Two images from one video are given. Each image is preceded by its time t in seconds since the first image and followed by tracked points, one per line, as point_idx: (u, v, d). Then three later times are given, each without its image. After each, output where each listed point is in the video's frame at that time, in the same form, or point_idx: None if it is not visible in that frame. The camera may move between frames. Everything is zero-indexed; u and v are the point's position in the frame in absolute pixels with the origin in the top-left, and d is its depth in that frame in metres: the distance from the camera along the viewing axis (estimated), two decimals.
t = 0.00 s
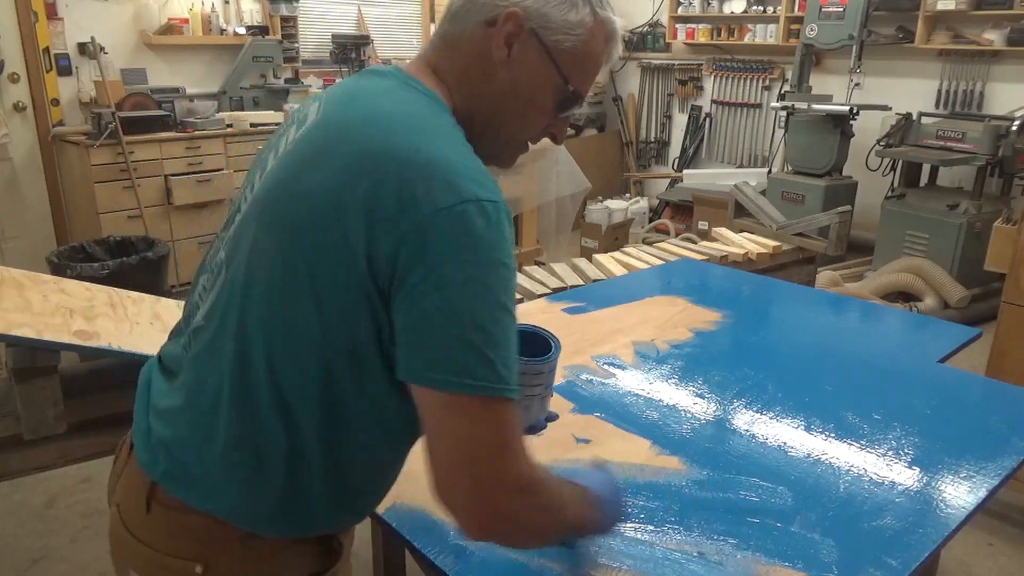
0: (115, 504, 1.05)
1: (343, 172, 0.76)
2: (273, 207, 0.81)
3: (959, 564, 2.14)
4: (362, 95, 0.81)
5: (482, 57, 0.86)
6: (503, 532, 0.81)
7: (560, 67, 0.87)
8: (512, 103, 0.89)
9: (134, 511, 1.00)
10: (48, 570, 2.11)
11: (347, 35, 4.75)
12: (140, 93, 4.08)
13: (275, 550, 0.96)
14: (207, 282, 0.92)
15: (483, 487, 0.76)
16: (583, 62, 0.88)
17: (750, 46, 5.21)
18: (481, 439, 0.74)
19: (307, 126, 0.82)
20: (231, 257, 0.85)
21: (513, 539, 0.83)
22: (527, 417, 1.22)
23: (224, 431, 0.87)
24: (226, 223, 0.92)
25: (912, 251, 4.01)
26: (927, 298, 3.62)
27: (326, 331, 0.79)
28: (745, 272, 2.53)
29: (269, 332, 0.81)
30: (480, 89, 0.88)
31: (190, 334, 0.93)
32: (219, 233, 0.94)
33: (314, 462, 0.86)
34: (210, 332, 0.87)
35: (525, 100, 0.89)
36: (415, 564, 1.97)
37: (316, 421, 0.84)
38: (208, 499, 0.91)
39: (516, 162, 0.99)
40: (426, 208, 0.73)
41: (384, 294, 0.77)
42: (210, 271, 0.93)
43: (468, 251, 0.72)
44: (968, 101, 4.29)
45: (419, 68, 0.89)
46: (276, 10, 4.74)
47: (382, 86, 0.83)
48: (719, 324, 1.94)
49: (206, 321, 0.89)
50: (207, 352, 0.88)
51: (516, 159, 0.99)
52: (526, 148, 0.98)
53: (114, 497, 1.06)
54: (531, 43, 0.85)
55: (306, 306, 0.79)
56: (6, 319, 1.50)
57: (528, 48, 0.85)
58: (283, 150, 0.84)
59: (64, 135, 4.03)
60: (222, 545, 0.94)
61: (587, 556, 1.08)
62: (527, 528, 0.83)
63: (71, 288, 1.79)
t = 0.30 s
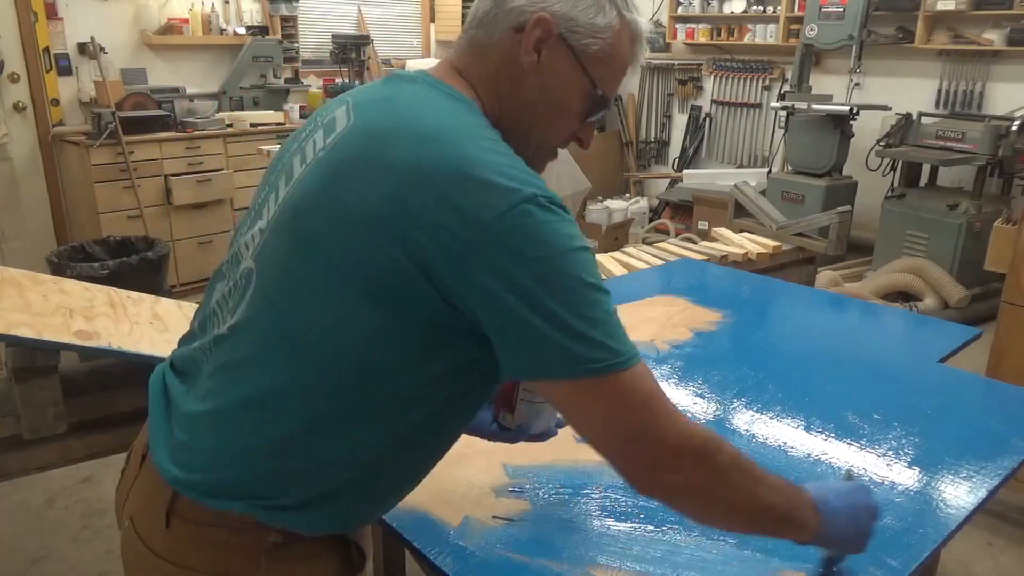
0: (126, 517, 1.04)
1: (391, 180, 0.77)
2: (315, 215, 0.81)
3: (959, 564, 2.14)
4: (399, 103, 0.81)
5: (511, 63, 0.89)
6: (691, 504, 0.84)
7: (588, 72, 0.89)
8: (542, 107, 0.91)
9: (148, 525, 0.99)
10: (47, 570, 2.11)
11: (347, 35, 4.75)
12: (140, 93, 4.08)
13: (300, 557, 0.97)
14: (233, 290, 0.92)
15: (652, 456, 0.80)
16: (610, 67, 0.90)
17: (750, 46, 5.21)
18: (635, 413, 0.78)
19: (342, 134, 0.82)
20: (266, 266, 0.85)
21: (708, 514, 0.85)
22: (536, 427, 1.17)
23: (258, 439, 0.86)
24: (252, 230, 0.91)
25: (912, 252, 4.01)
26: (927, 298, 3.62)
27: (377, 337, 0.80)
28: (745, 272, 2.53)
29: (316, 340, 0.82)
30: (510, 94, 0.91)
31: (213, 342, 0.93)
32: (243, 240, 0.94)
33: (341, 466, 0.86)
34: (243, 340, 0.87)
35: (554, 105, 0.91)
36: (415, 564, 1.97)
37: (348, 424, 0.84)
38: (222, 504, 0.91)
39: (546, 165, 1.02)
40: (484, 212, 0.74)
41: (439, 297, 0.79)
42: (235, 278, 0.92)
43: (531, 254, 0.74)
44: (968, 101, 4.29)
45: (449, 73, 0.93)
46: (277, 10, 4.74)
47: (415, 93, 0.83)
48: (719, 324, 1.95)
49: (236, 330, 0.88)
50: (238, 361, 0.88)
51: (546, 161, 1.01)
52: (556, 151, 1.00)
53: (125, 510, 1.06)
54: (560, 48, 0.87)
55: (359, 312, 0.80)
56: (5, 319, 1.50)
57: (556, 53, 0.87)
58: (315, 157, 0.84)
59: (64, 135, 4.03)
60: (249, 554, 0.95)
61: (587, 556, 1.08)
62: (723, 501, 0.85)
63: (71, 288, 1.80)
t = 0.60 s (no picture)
0: (135, 517, 1.04)
1: (407, 178, 0.76)
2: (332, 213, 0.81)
3: (958, 564, 2.15)
4: (415, 102, 0.81)
5: (531, 66, 0.89)
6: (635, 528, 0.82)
7: (608, 74, 0.89)
8: (561, 110, 0.91)
9: (160, 526, 0.99)
10: (47, 570, 2.11)
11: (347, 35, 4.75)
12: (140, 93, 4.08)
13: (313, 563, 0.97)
14: (249, 289, 0.92)
15: (600, 471, 0.77)
16: (631, 69, 0.90)
17: (749, 46, 5.21)
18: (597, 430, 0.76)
19: (360, 133, 0.82)
20: (281, 264, 0.85)
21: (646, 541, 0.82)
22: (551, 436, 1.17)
23: (275, 440, 0.87)
24: (268, 231, 0.91)
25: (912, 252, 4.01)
26: (926, 297, 3.62)
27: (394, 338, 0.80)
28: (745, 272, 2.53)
29: (332, 339, 0.81)
30: (530, 96, 0.91)
31: (227, 342, 0.93)
32: (259, 240, 0.94)
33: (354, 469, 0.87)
34: (259, 341, 0.87)
35: (574, 108, 0.91)
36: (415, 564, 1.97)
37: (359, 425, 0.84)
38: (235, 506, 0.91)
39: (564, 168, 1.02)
40: (500, 210, 0.73)
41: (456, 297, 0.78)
42: (251, 279, 0.92)
43: (545, 254, 0.73)
44: (968, 101, 4.29)
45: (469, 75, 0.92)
46: (277, 10, 4.74)
47: (433, 92, 0.83)
48: (719, 324, 1.95)
49: (252, 329, 0.88)
50: (254, 362, 0.87)
51: (565, 165, 1.01)
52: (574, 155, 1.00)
53: (134, 510, 1.05)
54: (580, 50, 0.87)
55: (373, 311, 0.80)
56: (5, 319, 1.50)
57: (576, 56, 0.87)
58: (333, 157, 0.84)
59: (64, 135, 4.03)
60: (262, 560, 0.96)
61: (587, 555, 1.08)
62: (667, 536, 0.82)
63: (71, 288, 1.80)
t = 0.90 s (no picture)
0: (148, 515, 1.04)
1: (385, 167, 0.75)
2: (315, 204, 0.80)
3: (958, 564, 2.14)
4: (401, 90, 0.82)
5: (522, 57, 0.89)
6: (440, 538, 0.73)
7: (599, 61, 0.89)
8: (553, 101, 0.91)
9: (174, 522, 0.99)
10: (48, 570, 2.11)
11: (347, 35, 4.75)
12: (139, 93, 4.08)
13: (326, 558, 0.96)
14: (247, 280, 0.93)
15: (415, 463, 0.70)
16: (622, 56, 0.90)
17: (749, 46, 5.21)
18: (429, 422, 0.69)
19: (352, 126, 0.82)
20: (269, 248, 0.86)
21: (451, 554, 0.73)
22: (559, 435, 1.18)
23: (264, 431, 0.87)
24: (267, 227, 0.91)
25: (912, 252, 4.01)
26: (927, 298, 3.61)
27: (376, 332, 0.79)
28: (745, 272, 2.53)
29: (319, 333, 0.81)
30: (522, 87, 0.91)
31: (229, 340, 0.93)
32: (260, 238, 0.94)
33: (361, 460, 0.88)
34: (255, 336, 0.87)
35: (566, 98, 0.91)
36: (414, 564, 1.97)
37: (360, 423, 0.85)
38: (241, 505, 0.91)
39: (560, 159, 1.01)
40: (468, 197, 0.71)
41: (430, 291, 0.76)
42: (251, 275, 0.92)
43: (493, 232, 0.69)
44: (968, 101, 4.29)
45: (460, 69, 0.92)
46: (276, 10, 4.74)
47: (429, 86, 0.83)
48: (718, 324, 1.95)
49: (248, 324, 0.88)
50: (251, 358, 0.88)
51: (561, 154, 1.01)
52: (568, 145, 1.00)
53: (146, 508, 1.06)
54: (570, 38, 0.87)
55: (340, 294, 0.79)
56: (6, 318, 1.50)
57: (567, 46, 0.88)
58: (327, 150, 0.84)
59: (64, 135, 4.03)
60: (274, 555, 0.94)
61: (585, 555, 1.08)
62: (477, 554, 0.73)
63: (70, 288, 1.80)
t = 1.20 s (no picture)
0: (149, 523, 1.04)
1: (431, 179, 0.77)
2: (348, 210, 0.81)
3: (959, 564, 2.14)
4: (431, 102, 0.83)
5: (538, 64, 0.92)
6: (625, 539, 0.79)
7: (612, 65, 0.91)
8: (570, 106, 0.94)
9: (179, 530, 0.99)
10: (48, 570, 2.11)
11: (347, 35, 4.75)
12: (139, 93, 4.08)
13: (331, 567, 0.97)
14: (262, 288, 0.92)
15: (585, 477, 0.75)
16: (634, 60, 0.92)
17: (749, 45, 5.22)
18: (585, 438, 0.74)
19: (376, 133, 0.83)
20: (296, 258, 0.86)
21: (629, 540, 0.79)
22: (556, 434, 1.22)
23: (288, 440, 0.86)
24: (281, 231, 0.92)
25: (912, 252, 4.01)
26: (927, 298, 3.61)
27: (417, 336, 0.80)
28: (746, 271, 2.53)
29: (349, 337, 0.81)
30: (539, 93, 0.94)
31: (243, 342, 0.93)
32: (272, 242, 0.95)
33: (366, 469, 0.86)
34: (273, 340, 0.87)
35: (582, 102, 0.93)
36: (415, 563, 1.97)
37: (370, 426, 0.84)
38: (251, 508, 0.91)
39: (579, 162, 1.04)
40: (521, 206, 0.74)
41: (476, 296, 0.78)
42: (264, 279, 0.93)
43: (559, 249, 0.73)
44: (968, 101, 4.29)
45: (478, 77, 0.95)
46: (277, 10, 4.74)
47: (449, 95, 0.85)
48: (720, 323, 1.94)
49: (268, 328, 0.88)
50: (270, 362, 0.87)
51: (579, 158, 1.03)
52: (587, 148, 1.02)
53: (147, 517, 1.05)
54: (583, 44, 0.89)
55: (387, 305, 0.80)
56: (7, 318, 1.50)
57: (580, 52, 0.90)
58: (347, 156, 0.85)
59: (64, 135, 4.03)
60: (286, 561, 0.95)
61: (590, 554, 1.08)
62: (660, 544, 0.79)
63: (71, 288, 1.80)
